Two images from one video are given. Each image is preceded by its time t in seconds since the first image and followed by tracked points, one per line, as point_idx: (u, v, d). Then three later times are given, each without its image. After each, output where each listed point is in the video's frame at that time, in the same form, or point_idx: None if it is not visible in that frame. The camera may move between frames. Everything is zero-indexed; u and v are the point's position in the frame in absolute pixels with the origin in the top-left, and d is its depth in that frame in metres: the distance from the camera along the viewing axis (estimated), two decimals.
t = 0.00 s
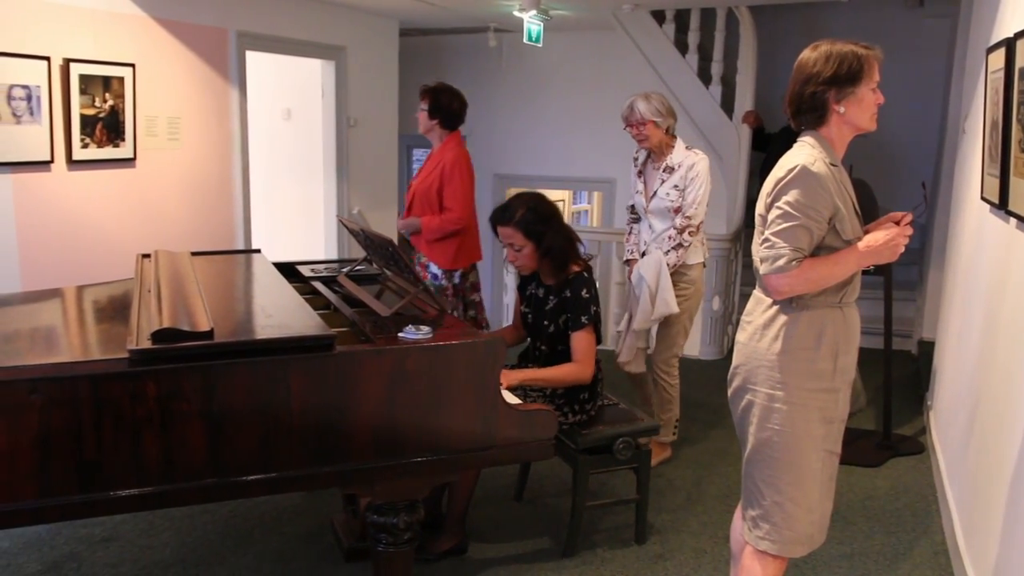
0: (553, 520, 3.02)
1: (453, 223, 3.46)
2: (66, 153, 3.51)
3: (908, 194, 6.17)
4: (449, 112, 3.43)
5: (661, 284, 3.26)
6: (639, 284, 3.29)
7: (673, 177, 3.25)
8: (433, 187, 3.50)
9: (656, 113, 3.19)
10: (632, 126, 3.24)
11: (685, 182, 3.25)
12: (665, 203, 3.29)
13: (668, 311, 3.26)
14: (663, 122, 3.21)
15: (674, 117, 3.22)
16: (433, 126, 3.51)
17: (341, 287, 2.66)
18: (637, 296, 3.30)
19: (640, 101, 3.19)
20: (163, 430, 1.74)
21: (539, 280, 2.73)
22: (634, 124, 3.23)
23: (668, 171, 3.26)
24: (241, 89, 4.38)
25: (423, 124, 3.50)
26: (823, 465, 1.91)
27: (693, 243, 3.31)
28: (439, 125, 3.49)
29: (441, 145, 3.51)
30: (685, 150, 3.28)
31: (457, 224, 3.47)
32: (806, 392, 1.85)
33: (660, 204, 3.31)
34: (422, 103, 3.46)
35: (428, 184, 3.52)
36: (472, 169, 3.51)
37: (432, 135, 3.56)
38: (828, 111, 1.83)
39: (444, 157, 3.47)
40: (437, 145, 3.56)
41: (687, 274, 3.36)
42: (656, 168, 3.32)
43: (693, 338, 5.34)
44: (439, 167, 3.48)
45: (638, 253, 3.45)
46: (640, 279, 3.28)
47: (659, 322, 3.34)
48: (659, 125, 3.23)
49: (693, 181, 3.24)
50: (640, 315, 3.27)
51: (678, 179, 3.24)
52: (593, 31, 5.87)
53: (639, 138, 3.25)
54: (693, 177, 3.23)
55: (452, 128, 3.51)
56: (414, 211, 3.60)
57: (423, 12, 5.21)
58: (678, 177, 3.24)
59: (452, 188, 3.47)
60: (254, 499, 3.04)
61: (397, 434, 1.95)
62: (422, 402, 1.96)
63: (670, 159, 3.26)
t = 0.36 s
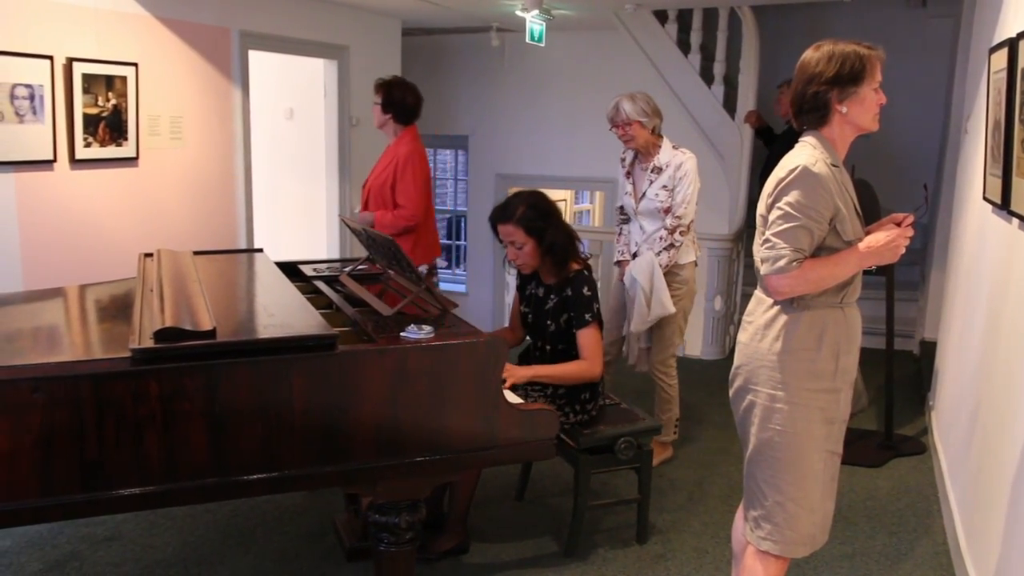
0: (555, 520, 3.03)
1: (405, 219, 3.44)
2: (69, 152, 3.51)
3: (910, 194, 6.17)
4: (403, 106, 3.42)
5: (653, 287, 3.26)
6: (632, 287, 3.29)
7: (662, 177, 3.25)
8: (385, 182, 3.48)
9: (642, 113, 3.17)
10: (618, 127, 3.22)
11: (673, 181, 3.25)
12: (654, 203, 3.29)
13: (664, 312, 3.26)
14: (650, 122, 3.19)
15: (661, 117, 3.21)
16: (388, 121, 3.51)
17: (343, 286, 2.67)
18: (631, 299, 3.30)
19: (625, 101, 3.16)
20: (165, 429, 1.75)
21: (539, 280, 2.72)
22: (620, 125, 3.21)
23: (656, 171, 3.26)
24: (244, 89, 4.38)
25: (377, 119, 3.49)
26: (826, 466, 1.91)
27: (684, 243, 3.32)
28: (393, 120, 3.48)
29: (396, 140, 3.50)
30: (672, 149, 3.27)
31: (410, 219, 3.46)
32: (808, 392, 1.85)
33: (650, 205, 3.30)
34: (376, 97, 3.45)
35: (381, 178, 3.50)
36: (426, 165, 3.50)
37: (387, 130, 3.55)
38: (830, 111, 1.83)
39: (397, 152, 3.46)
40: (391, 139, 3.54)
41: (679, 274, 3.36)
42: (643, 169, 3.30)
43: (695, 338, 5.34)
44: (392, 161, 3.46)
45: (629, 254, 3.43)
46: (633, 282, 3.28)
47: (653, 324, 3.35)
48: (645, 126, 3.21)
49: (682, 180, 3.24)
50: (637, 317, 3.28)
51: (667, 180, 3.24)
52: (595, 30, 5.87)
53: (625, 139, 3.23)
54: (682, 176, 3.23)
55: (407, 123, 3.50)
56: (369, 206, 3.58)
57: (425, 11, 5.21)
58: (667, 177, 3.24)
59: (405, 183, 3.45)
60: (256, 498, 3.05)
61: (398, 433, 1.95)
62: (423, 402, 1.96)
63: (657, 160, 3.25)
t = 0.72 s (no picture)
0: (556, 520, 3.03)
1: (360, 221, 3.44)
2: (70, 151, 3.51)
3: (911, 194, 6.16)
4: (359, 107, 3.42)
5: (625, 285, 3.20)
6: (604, 285, 3.20)
7: (634, 175, 3.27)
8: (342, 182, 3.48)
9: (614, 113, 3.18)
10: (589, 127, 3.23)
11: (645, 179, 3.26)
12: (625, 201, 3.30)
13: (635, 310, 3.20)
14: (621, 121, 3.20)
15: (630, 115, 3.23)
16: (347, 122, 3.51)
17: (344, 285, 2.67)
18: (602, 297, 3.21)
19: (596, 101, 3.17)
20: (166, 427, 1.75)
21: (539, 277, 2.73)
22: (591, 125, 3.22)
23: (628, 168, 3.28)
24: (245, 88, 4.39)
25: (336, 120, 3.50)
26: (827, 466, 1.91)
27: (656, 240, 3.30)
28: (352, 121, 3.48)
29: (354, 141, 3.50)
30: (643, 147, 3.29)
31: (365, 221, 3.45)
32: (809, 392, 1.85)
33: (622, 203, 3.31)
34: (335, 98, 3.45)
35: (339, 179, 3.50)
36: (383, 165, 3.49)
37: (347, 131, 3.56)
38: (831, 111, 1.82)
39: (354, 153, 3.46)
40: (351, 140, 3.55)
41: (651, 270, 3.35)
42: (615, 167, 3.32)
43: (696, 338, 5.34)
44: (349, 162, 3.46)
45: (601, 253, 3.41)
46: (605, 279, 3.20)
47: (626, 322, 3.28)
48: (616, 125, 3.22)
49: (654, 177, 3.25)
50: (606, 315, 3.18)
51: (639, 177, 3.25)
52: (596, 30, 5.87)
53: (597, 138, 3.24)
54: (652, 172, 3.24)
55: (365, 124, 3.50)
56: (329, 207, 3.58)
57: (426, 10, 5.21)
58: (639, 175, 3.25)
59: (359, 184, 3.44)
60: (257, 498, 3.05)
61: (399, 432, 1.95)
62: (425, 401, 1.96)
63: (629, 158, 3.27)
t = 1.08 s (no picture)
0: (557, 519, 3.03)
1: (312, 217, 3.43)
2: (71, 151, 3.51)
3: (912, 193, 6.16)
4: (319, 103, 3.44)
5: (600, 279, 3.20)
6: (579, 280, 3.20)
7: (611, 172, 3.27)
8: (296, 177, 3.47)
9: (592, 111, 3.17)
10: (567, 126, 3.20)
11: (623, 176, 3.27)
12: (602, 198, 3.29)
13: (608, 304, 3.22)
14: (598, 120, 3.19)
15: (608, 114, 3.21)
16: (304, 118, 3.52)
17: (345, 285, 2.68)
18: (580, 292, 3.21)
19: (573, 100, 3.15)
20: (167, 427, 1.75)
21: (543, 273, 2.74)
22: (569, 123, 3.19)
23: (605, 165, 3.27)
24: (246, 88, 4.39)
25: (294, 116, 3.50)
26: (829, 465, 1.91)
27: (632, 236, 3.32)
28: (311, 117, 3.49)
29: (309, 138, 3.50)
30: (620, 145, 3.29)
31: (317, 218, 3.44)
32: (810, 391, 1.85)
33: (598, 200, 3.30)
34: (295, 94, 3.45)
35: (293, 174, 3.48)
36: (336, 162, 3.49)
37: (304, 128, 3.56)
38: (832, 110, 1.82)
39: (308, 148, 3.45)
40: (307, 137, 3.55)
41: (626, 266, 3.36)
42: (591, 164, 3.31)
43: (697, 337, 5.34)
44: (303, 157, 3.45)
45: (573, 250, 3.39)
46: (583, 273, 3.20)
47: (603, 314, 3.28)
48: (593, 123, 3.21)
49: (631, 174, 3.27)
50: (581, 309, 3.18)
51: (617, 174, 3.26)
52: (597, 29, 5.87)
53: (574, 137, 3.22)
54: (629, 169, 3.26)
55: (321, 121, 3.51)
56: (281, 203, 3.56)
57: (427, 10, 5.21)
58: (616, 172, 3.26)
59: (313, 179, 3.43)
60: (259, 497, 3.05)
61: (400, 432, 1.95)
62: (425, 400, 1.97)
63: (606, 155, 3.27)
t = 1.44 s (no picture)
0: (559, 519, 3.02)
1: (281, 219, 3.41)
2: (74, 152, 3.51)
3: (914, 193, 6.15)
4: (282, 103, 3.43)
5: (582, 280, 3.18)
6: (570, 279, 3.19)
7: (605, 169, 3.26)
8: (263, 179, 3.45)
9: (584, 109, 3.16)
10: (559, 125, 3.19)
11: (616, 172, 3.26)
12: (596, 195, 3.28)
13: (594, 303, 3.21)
14: (590, 118, 3.18)
15: (598, 112, 3.21)
16: (269, 120, 3.50)
17: (347, 284, 2.68)
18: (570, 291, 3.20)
19: (565, 98, 3.14)
20: (169, 427, 1.75)
21: (552, 270, 2.74)
22: (561, 122, 3.19)
23: (597, 162, 3.27)
24: (248, 88, 4.39)
25: (259, 117, 3.49)
26: (832, 464, 1.90)
27: (626, 232, 3.33)
28: (276, 118, 3.48)
29: (275, 139, 3.48)
30: (611, 142, 3.29)
31: (286, 220, 3.43)
32: (813, 391, 1.85)
33: (592, 197, 3.29)
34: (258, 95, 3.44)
35: (260, 176, 3.47)
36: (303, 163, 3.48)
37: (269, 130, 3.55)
38: (832, 109, 1.82)
39: (274, 150, 3.43)
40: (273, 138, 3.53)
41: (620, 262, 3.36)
42: (583, 162, 3.29)
43: (698, 337, 5.34)
44: (269, 158, 3.43)
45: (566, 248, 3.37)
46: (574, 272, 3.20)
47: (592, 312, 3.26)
48: (585, 121, 3.20)
49: (624, 171, 3.26)
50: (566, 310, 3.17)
51: (610, 171, 3.25)
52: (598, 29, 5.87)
53: (566, 135, 3.21)
54: (621, 166, 3.26)
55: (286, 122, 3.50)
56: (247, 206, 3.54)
57: (428, 10, 5.21)
58: (610, 169, 3.25)
59: (280, 181, 3.42)
60: (260, 498, 3.05)
61: (402, 432, 1.95)
62: (428, 400, 1.97)
63: (600, 152, 3.26)
